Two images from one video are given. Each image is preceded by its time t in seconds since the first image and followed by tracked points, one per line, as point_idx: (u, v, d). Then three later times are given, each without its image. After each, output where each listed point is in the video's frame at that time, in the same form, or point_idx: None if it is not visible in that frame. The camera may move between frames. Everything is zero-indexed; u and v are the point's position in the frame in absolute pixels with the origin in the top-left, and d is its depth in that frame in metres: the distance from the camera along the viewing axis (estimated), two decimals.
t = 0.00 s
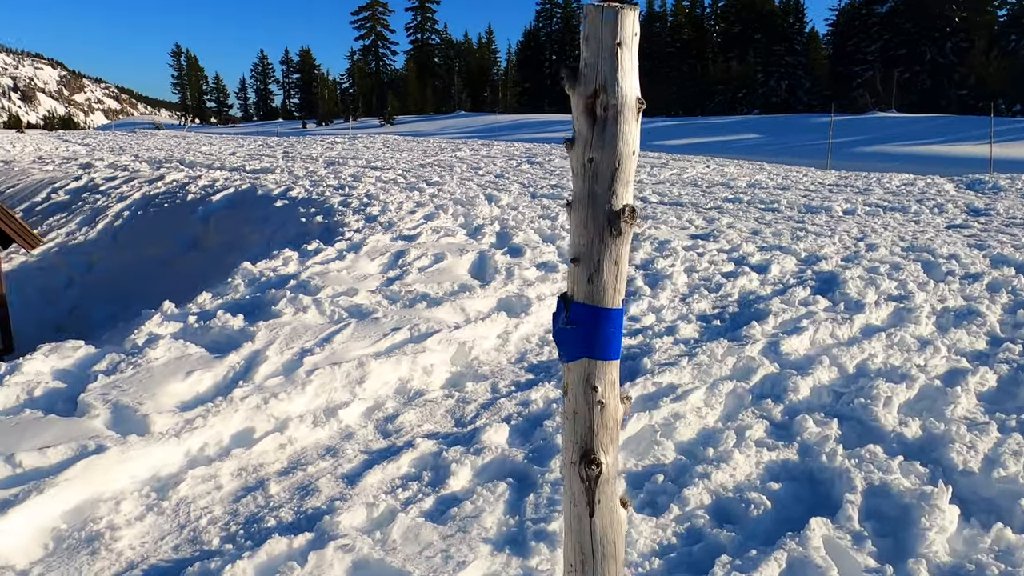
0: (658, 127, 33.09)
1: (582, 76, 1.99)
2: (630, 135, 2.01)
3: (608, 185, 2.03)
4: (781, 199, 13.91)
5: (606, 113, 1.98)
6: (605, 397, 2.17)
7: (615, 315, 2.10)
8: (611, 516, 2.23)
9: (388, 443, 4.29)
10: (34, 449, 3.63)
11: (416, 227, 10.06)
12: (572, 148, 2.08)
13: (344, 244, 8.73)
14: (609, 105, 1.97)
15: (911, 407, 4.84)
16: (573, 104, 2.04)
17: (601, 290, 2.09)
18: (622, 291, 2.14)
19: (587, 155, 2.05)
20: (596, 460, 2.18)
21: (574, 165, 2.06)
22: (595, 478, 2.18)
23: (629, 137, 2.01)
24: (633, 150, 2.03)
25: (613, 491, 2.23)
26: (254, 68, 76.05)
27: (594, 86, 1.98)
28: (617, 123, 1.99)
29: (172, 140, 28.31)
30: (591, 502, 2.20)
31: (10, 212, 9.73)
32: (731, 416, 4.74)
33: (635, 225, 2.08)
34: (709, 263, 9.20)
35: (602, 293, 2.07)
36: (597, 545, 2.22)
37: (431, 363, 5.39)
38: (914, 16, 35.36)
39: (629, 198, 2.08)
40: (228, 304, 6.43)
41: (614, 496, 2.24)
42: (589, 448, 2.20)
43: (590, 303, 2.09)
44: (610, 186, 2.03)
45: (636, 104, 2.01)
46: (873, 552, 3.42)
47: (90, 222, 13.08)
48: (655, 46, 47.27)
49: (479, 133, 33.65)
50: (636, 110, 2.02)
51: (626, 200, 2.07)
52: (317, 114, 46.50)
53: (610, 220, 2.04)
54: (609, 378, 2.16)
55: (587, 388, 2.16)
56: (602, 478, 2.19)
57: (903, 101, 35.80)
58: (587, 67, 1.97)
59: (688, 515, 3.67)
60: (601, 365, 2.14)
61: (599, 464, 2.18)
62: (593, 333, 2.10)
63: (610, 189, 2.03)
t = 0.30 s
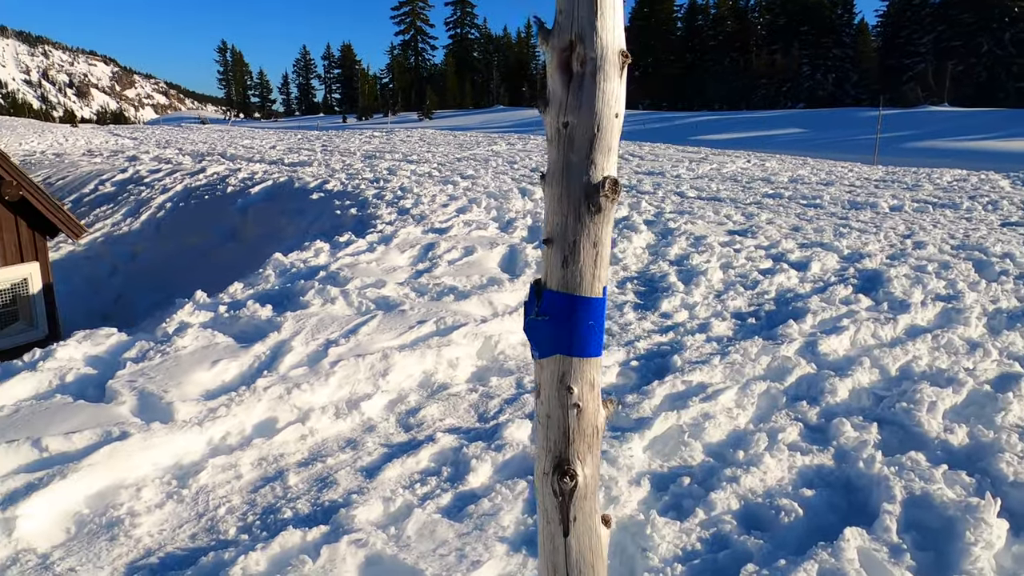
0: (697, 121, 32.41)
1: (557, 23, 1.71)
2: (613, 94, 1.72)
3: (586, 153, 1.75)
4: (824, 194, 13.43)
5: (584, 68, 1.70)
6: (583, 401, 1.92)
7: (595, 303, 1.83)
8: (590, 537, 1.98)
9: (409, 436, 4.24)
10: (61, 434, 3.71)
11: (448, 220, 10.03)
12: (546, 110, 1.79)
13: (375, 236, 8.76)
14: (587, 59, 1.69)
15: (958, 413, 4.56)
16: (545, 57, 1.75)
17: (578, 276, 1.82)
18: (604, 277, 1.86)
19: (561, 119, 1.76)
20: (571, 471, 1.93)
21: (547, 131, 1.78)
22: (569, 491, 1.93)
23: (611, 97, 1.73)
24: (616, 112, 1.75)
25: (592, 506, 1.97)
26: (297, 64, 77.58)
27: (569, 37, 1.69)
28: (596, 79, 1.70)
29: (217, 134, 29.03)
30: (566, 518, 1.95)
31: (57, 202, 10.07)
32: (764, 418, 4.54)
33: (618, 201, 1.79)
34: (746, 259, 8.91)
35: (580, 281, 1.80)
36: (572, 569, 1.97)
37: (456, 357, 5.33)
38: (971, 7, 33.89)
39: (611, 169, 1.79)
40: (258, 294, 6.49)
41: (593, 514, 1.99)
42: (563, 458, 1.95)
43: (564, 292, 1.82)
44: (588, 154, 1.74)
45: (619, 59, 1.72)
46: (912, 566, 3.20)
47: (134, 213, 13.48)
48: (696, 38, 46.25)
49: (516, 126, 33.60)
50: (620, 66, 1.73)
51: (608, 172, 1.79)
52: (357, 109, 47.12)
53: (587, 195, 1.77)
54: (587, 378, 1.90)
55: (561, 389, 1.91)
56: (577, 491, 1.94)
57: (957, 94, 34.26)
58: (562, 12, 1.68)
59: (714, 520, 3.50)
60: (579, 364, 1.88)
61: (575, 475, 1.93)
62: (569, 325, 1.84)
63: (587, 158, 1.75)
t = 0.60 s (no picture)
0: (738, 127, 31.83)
1: (502, 71, 1.85)
2: (555, 138, 1.85)
3: (529, 196, 1.88)
4: (868, 202, 13.02)
5: (527, 113, 1.83)
6: (529, 439, 2.02)
7: (540, 344, 1.95)
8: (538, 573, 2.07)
9: (432, 444, 4.27)
10: (97, 435, 3.87)
11: (481, 227, 10.09)
12: (494, 153, 1.94)
13: (408, 243, 8.88)
14: (529, 105, 1.82)
15: (1000, 434, 4.34)
16: (493, 103, 1.89)
17: (523, 313, 1.95)
18: (551, 314, 1.98)
19: (508, 161, 1.90)
20: (517, 511, 2.03)
21: (495, 172, 1.92)
22: (515, 531, 2.03)
23: (553, 141, 1.85)
24: (558, 156, 1.87)
25: (540, 545, 2.06)
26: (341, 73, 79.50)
27: (513, 81, 1.83)
28: (539, 123, 1.83)
29: (263, 141, 29.95)
30: (513, 558, 2.05)
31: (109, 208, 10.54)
32: (793, 435, 4.42)
33: (563, 240, 1.91)
34: (783, 269, 8.70)
35: (525, 318, 1.93)
36: None
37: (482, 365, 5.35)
38: None
39: (556, 211, 1.92)
40: (292, 300, 6.65)
41: (541, 552, 2.08)
42: (510, 495, 2.05)
43: (510, 331, 1.95)
44: (531, 197, 1.88)
45: (562, 102, 1.85)
46: None
47: (180, 218, 13.99)
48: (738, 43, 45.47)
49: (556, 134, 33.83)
50: (564, 109, 1.86)
51: (553, 214, 1.91)
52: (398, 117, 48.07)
53: (531, 236, 1.89)
54: (533, 418, 2.01)
55: (509, 428, 2.03)
56: (523, 531, 2.03)
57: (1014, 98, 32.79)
58: (505, 60, 1.82)
59: (735, 540, 3.41)
60: (525, 404, 1.99)
61: (520, 514, 2.03)
62: (516, 365, 1.96)
63: (531, 201, 1.88)
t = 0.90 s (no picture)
0: (776, 134, 31.25)
1: (535, 95, 1.90)
2: (587, 159, 1.89)
3: (562, 214, 1.93)
4: (913, 210, 12.61)
5: (559, 136, 1.88)
6: (564, 448, 2.05)
7: (573, 356, 1.99)
8: None
9: (468, 454, 4.31)
10: (146, 440, 4.03)
11: (516, 237, 10.15)
12: (528, 173, 1.99)
13: (444, 254, 8.99)
14: (561, 128, 1.87)
15: None
16: (526, 125, 1.95)
17: (557, 328, 1.98)
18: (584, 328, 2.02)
19: (541, 181, 1.95)
20: (551, 517, 2.06)
21: (528, 192, 1.98)
22: (550, 536, 2.07)
23: (585, 162, 1.89)
24: (590, 176, 1.91)
25: (574, 550, 2.10)
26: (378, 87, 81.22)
27: (546, 105, 1.88)
28: (571, 145, 1.88)
29: (303, 153, 30.69)
30: (548, 563, 2.09)
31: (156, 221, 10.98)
32: (834, 449, 4.30)
33: (594, 257, 1.95)
34: (823, 278, 8.50)
35: (558, 332, 1.97)
36: None
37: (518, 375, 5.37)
38: None
39: (588, 228, 1.96)
40: (331, 310, 6.80)
41: (576, 556, 2.12)
42: (545, 502, 2.09)
43: (544, 344, 1.99)
44: (564, 215, 1.92)
45: (592, 125, 1.90)
46: None
47: (224, 230, 14.47)
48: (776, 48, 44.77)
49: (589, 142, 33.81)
50: (594, 132, 1.90)
51: (584, 231, 1.96)
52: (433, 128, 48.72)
53: (564, 253, 1.93)
54: (567, 428, 2.04)
55: (543, 437, 2.06)
56: (558, 537, 2.07)
57: None
58: (539, 85, 1.88)
59: (774, 554, 3.33)
60: (559, 413, 2.02)
61: (555, 520, 2.07)
62: (551, 375, 2.00)
63: (563, 219, 1.93)
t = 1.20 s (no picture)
0: (824, 134, 30.35)
1: (596, 95, 1.92)
2: (647, 157, 1.89)
3: (623, 212, 1.93)
4: (972, 210, 12.06)
5: (620, 134, 1.88)
6: (624, 444, 2.05)
7: (633, 353, 1.99)
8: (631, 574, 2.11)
9: (512, 457, 4.33)
10: (202, 440, 4.19)
11: (558, 242, 10.15)
12: (588, 172, 2.00)
13: (486, 259, 9.05)
14: (622, 127, 1.87)
15: None
16: (587, 124, 1.96)
17: (617, 325, 1.99)
18: (645, 325, 2.01)
19: (602, 180, 1.96)
20: (612, 512, 2.07)
21: (589, 190, 1.99)
22: (610, 531, 2.07)
23: (646, 160, 1.89)
24: (651, 174, 1.91)
25: (633, 546, 2.10)
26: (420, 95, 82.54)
27: (607, 105, 1.89)
28: (632, 144, 1.88)
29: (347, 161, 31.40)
30: (608, 557, 2.10)
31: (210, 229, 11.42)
32: (890, 457, 4.13)
33: (655, 254, 1.94)
34: (876, 282, 8.20)
35: (618, 329, 1.97)
36: None
37: (561, 379, 5.37)
38: None
39: (649, 226, 1.95)
40: (376, 314, 6.94)
41: (635, 552, 2.12)
42: (605, 497, 2.10)
43: (605, 340, 2.00)
44: (625, 213, 1.92)
45: (654, 123, 1.89)
46: None
47: (273, 237, 14.93)
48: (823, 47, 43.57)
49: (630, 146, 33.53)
50: (656, 130, 1.90)
51: (645, 229, 1.95)
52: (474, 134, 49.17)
53: (625, 250, 1.94)
54: (627, 423, 2.03)
55: (603, 432, 2.06)
56: (618, 532, 2.08)
57: None
58: (600, 85, 1.89)
59: (828, 564, 3.22)
60: (620, 410, 2.02)
61: (615, 515, 2.07)
62: (611, 372, 2.00)
63: (624, 216, 1.93)
